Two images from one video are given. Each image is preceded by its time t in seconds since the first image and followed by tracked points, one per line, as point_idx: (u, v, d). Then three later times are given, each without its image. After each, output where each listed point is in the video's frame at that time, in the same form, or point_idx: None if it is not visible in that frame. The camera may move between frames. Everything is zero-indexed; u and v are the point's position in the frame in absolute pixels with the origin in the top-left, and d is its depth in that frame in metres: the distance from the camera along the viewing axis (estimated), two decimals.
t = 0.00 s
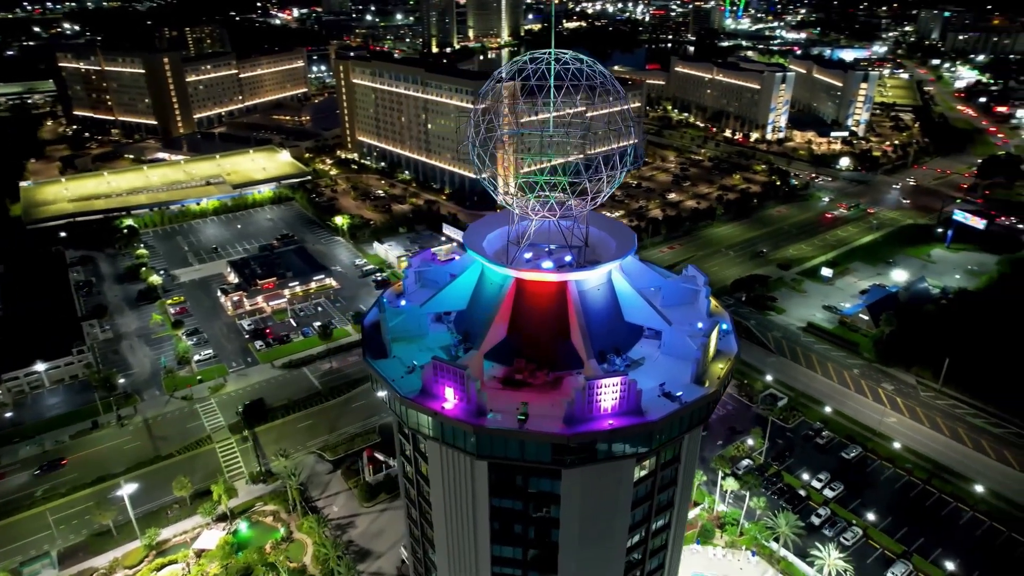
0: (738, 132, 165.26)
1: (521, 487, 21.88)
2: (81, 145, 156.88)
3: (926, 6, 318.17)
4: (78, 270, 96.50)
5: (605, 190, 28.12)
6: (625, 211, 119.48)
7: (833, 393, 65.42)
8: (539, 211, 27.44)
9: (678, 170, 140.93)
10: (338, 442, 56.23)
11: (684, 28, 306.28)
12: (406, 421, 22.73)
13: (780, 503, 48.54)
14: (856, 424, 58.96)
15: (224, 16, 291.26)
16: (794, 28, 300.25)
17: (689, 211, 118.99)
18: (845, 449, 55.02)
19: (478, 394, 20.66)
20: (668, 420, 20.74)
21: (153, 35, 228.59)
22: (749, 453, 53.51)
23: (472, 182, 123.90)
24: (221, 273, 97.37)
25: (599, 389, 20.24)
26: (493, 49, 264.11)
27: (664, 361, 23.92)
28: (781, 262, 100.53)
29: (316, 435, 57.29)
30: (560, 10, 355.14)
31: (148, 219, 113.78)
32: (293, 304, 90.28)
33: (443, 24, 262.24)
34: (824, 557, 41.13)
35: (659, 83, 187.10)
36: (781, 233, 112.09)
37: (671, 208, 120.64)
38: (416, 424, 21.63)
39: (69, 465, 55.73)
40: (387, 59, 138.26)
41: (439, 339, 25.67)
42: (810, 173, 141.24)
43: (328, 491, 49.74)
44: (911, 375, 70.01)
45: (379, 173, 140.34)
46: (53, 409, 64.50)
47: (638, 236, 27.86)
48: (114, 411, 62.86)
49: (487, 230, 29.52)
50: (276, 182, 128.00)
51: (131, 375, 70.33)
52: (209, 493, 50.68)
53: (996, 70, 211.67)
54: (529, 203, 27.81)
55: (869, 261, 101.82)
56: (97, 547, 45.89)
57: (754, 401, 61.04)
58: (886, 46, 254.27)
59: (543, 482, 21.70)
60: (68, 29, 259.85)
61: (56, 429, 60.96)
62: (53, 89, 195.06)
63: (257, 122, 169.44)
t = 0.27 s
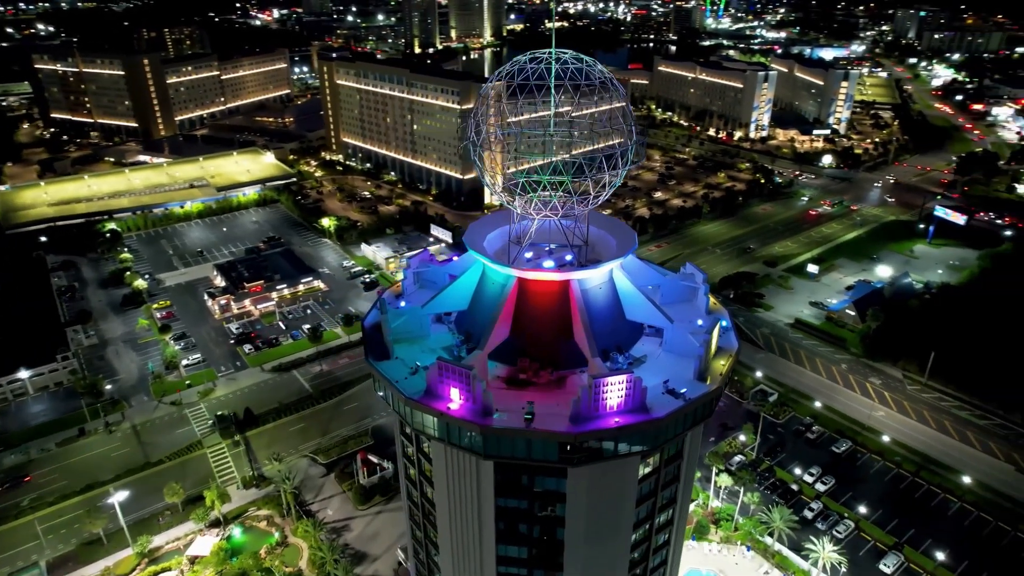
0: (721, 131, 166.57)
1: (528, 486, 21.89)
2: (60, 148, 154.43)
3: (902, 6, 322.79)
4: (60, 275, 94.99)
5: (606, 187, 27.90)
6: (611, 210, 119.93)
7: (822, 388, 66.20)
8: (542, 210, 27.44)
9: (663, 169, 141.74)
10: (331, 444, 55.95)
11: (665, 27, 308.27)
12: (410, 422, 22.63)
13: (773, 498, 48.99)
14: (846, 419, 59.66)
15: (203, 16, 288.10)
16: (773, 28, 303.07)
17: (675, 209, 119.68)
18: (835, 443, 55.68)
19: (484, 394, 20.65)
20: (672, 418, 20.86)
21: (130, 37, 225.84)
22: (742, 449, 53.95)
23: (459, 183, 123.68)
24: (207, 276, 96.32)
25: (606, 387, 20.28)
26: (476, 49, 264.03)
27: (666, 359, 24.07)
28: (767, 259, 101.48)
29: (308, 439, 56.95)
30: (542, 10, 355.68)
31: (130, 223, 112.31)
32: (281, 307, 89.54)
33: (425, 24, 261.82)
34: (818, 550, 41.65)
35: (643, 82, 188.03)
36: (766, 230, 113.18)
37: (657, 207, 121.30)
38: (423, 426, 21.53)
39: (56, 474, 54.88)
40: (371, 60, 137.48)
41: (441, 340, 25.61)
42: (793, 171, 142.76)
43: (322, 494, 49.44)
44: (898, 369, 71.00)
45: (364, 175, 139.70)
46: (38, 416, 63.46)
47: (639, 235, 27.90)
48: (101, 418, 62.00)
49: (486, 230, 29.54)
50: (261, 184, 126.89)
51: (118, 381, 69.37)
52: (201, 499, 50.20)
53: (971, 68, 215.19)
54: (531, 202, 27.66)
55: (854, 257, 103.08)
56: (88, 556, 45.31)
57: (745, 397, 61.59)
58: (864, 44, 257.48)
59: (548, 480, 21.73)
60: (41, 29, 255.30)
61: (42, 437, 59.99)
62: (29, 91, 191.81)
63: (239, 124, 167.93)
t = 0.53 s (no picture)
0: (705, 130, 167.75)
1: (533, 485, 21.91)
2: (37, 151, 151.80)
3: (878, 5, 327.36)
4: (41, 281, 93.41)
5: (607, 185, 27.78)
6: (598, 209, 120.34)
7: (811, 383, 66.97)
8: (543, 210, 27.40)
9: (648, 168, 142.48)
10: (324, 447, 55.65)
11: (647, 27, 309.97)
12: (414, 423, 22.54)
13: (766, 493, 49.48)
14: (836, 413, 60.39)
15: (181, 17, 284.69)
16: (753, 27, 305.66)
17: (662, 208, 120.37)
18: (826, 437, 56.32)
19: (490, 394, 20.62)
20: (677, 414, 21.01)
21: (107, 38, 222.61)
22: (733, 444, 54.40)
23: (445, 183, 123.42)
24: (193, 280, 95.29)
25: (612, 385, 20.39)
26: (458, 49, 263.62)
27: (667, 356, 24.22)
28: (753, 256, 102.40)
29: (300, 442, 56.57)
30: (523, 10, 355.93)
31: (113, 226, 110.77)
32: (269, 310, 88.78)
33: (407, 24, 261.23)
34: (812, 543, 42.12)
35: (626, 82, 188.87)
36: (752, 228, 114.19)
37: (643, 206, 121.90)
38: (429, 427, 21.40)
39: (43, 482, 54.03)
40: (355, 60, 136.69)
41: (443, 340, 25.52)
42: (777, 168, 144.17)
43: (316, 498, 49.13)
44: (884, 363, 71.95)
45: (350, 176, 138.94)
46: (22, 424, 62.42)
47: (639, 235, 27.97)
48: (87, 425, 61.12)
49: (486, 230, 29.54)
50: (245, 187, 125.73)
51: (104, 387, 68.43)
52: (193, 505, 49.67)
53: (946, 67, 218.70)
54: (532, 201, 27.57)
55: (839, 253, 104.32)
56: (78, 565, 44.68)
57: (735, 393, 62.12)
58: (843, 43, 260.56)
59: (554, 479, 21.76)
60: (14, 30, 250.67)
61: (27, 445, 59.02)
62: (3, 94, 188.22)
63: (221, 126, 166.23)
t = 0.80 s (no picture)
0: (689, 128, 168.88)
1: (538, 484, 21.91)
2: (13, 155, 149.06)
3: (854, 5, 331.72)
4: (22, 287, 91.76)
5: (608, 183, 27.95)
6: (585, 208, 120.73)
7: (800, 379, 67.67)
8: (545, 209, 27.36)
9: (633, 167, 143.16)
10: (317, 451, 55.33)
11: (628, 27, 311.70)
12: (419, 424, 22.46)
13: (759, 488, 49.95)
14: (825, 408, 61.06)
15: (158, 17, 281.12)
16: (733, 26, 308.23)
17: (648, 207, 121.03)
18: (816, 432, 56.97)
19: (496, 394, 20.60)
20: (681, 411, 21.14)
21: (83, 39, 219.36)
22: (725, 441, 54.85)
23: (432, 183, 123.06)
24: (178, 284, 94.21)
25: (617, 383, 20.47)
26: (440, 50, 263.23)
27: (669, 354, 24.36)
28: (740, 254, 103.29)
29: (292, 446, 56.18)
30: (505, 10, 356.23)
31: (94, 231, 109.16)
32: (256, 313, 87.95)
33: (389, 25, 260.47)
34: (806, 537, 42.59)
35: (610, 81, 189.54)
36: (737, 226, 115.18)
37: (630, 205, 122.49)
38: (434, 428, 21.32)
39: (30, 491, 53.17)
40: (339, 61, 135.86)
41: (444, 341, 25.46)
42: (760, 166, 145.55)
43: (310, 501, 48.86)
44: (871, 358, 72.90)
45: (335, 177, 138.11)
46: (6, 433, 61.33)
47: (640, 234, 28.00)
48: (74, 432, 60.21)
49: (486, 230, 29.46)
50: (230, 190, 124.51)
51: (89, 394, 67.44)
52: (184, 512, 49.18)
53: (923, 65, 222.08)
54: (534, 200, 27.64)
55: (823, 250, 105.49)
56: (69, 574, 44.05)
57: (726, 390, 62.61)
58: (821, 42, 263.58)
59: (559, 478, 21.78)
60: None
61: (12, 454, 58.02)
62: None
63: (203, 128, 164.47)
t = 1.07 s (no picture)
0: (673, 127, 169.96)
1: (543, 483, 21.95)
2: None
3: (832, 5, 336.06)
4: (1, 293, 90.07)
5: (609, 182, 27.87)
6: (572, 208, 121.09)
7: (790, 375, 68.39)
8: (546, 208, 27.32)
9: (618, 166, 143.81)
10: (309, 454, 55.02)
11: (610, 26, 313.23)
12: (423, 425, 22.41)
13: (752, 483, 50.43)
14: (815, 403, 61.75)
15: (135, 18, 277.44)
16: (714, 25, 310.74)
17: (634, 206, 121.64)
18: (806, 427, 57.60)
19: (502, 394, 20.60)
20: (686, 408, 21.28)
21: (58, 41, 215.88)
22: (718, 437, 55.28)
23: (418, 184, 122.68)
24: (163, 288, 93.09)
25: (623, 381, 20.55)
26: (423, 51, 262.78)
27: (671, 351, 24.51)
28: (726, 251, 104.14)
29: (284, 450, 55.82)
30: (486, 10, 356.39)
31: (76, 235, 107.50)
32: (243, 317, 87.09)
33: (371, 26, 259.68)
34: (799, 531, 43.13)
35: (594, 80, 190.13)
36: (722, 224, 116.13)
37: (616, 204, 123.01)
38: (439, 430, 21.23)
39: (16, 501, 52.30)
40: (322, 62, 134.91)
41: (446, 342, 25.42)
42: (744, 164, 146.85)
43: (304, 506, 48.61)
44: (858, 353, 73.79)
45: (320, 179, 137.20)
46: None
47: (640, 234, 28.02)
48: (60, 440, 59.30)
49: (486, 230, 29.38)
50: (214, 192, 123.26)
51: (75, 401, 66.45)
52: (176, 518, 48.71)
53: (900, 64, 225.43)
54: (534, 200, 27.54)
55: (808, 247, 106.62)
56: None
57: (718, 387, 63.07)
58: (801, 41, 266.53)
59: (565, 476, 21.82)
60: None
61: None
62: None
63: (185, 130, 162.64)
